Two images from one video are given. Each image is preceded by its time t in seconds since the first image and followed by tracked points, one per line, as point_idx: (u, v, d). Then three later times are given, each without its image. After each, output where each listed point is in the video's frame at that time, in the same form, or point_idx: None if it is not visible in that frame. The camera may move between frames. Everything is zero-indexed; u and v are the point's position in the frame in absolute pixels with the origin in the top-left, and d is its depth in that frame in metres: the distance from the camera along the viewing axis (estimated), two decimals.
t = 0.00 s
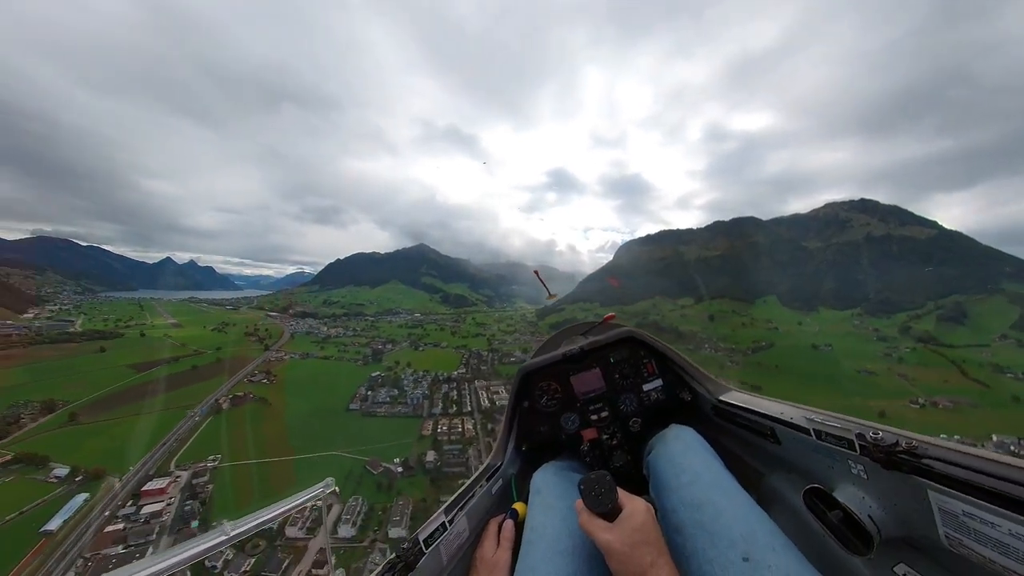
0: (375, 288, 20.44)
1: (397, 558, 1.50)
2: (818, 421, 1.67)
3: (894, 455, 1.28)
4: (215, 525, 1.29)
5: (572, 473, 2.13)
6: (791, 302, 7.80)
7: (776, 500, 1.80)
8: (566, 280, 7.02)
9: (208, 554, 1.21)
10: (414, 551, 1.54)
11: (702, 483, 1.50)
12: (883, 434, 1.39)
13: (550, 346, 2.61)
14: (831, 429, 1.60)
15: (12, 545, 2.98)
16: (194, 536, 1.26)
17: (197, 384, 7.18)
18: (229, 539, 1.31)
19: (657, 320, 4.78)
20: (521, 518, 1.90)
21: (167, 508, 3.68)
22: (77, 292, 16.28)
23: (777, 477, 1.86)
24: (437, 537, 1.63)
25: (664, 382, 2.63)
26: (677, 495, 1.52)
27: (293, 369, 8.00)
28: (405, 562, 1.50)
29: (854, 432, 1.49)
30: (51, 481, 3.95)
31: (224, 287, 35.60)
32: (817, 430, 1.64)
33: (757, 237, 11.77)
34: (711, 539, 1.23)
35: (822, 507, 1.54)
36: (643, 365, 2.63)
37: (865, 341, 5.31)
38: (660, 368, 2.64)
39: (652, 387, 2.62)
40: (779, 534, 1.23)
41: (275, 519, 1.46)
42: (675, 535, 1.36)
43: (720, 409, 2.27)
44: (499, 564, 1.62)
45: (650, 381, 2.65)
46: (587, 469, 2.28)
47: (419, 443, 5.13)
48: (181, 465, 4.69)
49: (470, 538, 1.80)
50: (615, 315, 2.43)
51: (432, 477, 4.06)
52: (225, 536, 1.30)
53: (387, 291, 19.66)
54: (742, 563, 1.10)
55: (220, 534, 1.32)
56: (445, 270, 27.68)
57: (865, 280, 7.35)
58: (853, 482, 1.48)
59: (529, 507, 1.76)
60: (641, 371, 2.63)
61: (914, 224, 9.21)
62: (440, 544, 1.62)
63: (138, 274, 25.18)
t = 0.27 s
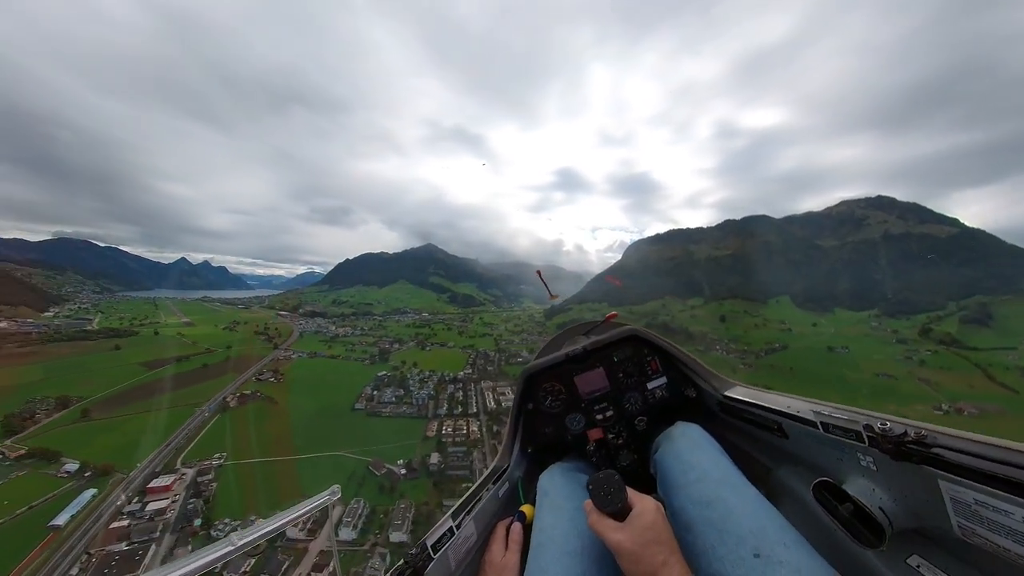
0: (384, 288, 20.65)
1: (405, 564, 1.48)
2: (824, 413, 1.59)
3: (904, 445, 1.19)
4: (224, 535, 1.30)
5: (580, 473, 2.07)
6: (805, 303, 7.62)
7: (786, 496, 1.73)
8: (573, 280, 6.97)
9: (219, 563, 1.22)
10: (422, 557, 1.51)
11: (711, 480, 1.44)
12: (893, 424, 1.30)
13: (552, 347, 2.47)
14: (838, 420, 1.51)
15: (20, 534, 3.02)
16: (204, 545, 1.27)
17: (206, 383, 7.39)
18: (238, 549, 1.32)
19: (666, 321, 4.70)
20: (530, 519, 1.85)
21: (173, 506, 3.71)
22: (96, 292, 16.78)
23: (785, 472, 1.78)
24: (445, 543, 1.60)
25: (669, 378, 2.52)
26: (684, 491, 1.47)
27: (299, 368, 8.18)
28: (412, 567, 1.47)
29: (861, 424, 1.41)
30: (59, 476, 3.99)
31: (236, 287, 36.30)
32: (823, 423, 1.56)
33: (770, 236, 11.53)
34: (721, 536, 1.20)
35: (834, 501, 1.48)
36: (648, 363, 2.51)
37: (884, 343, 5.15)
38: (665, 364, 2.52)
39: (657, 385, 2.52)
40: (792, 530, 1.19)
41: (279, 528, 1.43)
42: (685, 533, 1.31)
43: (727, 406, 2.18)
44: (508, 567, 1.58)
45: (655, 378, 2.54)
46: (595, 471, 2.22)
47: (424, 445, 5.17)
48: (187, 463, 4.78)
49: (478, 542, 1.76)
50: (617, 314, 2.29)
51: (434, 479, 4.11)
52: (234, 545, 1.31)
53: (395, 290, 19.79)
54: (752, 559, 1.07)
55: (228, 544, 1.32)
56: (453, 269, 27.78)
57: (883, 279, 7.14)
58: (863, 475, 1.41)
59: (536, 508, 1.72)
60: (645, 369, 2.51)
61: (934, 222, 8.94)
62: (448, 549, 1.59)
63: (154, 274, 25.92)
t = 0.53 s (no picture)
0: (393, 288, 20.80)
1: (410, 569, 1.44)
2: (827, 408, 1.56)
3: (910, 436, 1.14)
4: (228, 545, 1.21)
5: (584, 474, 2.01)
6: (820, 303, 7.41)
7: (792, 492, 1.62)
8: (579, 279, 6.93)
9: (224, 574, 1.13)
10: (429, 560, 1.48)
11: (717, 478, 1.38)
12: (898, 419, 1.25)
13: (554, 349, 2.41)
14: (842, 414, 1.48)
15: (31, 528, 3.42)
16: (205, 556, 1.18)
17: (214, 382, 7.62)
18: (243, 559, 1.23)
19: (675, 321, 4.63)
20: (536, 522, 1.78)
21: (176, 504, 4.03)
22: (115, 291, 17.29)
23: (791, 468, 1.69)
24: (451, 545, 1.57)
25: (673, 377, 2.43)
26: (689, 490, 1.41)
27: (306, 368, 8.31)
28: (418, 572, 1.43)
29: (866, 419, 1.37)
30: (68, 472, 4.42)
31: (248, 288, 37.02)
32: (828, 416, 1.51)
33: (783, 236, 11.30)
34: (728, 534, 1.14)
35: (840, 496, 1.39)
36: (651, 362, 2.43)
37: (904, 344, 4.95)
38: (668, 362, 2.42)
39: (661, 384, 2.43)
40: (799, 529, 1.13)
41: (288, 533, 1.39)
42: (689, 531, 1.26)
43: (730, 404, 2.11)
44: (514, 570, 1.51)
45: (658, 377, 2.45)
46: (600, 471, 2.16)
47: (428, 447, 5.27)
48: (193, 460, 5.04)
49: (484, 545, 1.71)
50: (618, 313, 2.23)
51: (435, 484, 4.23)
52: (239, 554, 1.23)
53: (404, 290, 19.89)
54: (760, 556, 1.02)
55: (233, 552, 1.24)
56: (461, 270, 27.86)
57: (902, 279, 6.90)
58: (868, 469, 1.35)
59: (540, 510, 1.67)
60: (648, 368, 2.43)
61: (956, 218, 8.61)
62: (454, 552, 1.55)
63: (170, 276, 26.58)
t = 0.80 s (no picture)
0: (400, 289, 20.90)
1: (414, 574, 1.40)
2: (827, 402, 1.51)
3: (912, 432, 1.14)
4: (229, 553, 1.21)
5: (588, 475, 1.93)
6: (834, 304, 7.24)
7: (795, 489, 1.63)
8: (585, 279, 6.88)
9: None
10: (432, 566, 1.44)
11: (722, 475, 1.32)
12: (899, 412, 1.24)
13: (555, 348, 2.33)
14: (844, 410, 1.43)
15: (40, 524, 3.75)
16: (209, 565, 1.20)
17: (223, 381, 7.73)
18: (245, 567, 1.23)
19: (682, 323, 4.57)
20: (541, 522, 1.73)
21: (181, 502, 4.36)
22: (131, 291, 17.71)
23: (793, 464, 1.68)
24: (454, 549, 1.52)
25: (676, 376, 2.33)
26: (693, 489, 1.36)
27: (313, 367, 8.39)
28: None
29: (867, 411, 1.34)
30: (79, 468, 4.70)
31: (259, 288, 37.62)
32: (830, 412, 1.47)
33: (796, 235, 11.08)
34: (733, 532, 1.11)
35: (842, 491, 1.40)
36: (652, 360, 2.34)
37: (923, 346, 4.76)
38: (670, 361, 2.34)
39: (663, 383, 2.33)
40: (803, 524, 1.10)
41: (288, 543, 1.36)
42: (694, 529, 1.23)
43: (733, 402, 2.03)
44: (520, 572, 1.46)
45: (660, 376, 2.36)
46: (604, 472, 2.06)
47: (432, 449, 5.32)
48: (198, 459, 5.28)
49: (489, 548, 1.66)
50: (619, 313, 2.19)
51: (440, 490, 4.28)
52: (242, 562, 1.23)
53: (411, 290, 19.98)
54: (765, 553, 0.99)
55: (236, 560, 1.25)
56: (469, 270, 27.88)
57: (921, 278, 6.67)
58: (871, 463, 1.34)
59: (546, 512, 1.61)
60: (650, 367, 2.34)
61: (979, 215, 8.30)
62: (458, 556, 1.50)
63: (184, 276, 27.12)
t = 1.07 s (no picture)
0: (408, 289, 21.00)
1: None
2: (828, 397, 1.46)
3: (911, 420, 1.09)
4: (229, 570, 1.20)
5: (591, 476, 1.88)
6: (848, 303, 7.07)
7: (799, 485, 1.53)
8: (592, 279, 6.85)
9: None
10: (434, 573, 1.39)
11: (725, 472, 1.27)
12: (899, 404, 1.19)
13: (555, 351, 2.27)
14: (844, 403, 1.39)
15: (47, 523, 3.86)
16: None
17: (231, 380, 7.82)
18: None
19: (689, 323, 4.50)
20: (545, 526, 1.67)
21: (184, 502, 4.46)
22: (145, 292, 18.11)
23: (795, 460, 1.59)
24: (458, 556, 1.47)
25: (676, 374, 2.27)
26: (695, 487, 1.30)
27: (320, 367, 8.47)
28: None
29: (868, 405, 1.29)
30: (88, 466, 4.85)
31: (269, 289, 38.12)
32: (830, 406, 1.42)
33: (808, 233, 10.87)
34: (735, 527, 1.06)
35: (844, 483, 1.32)
36: (651, 359, 2.28)
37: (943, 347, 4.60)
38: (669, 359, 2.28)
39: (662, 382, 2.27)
40: (806, 519, 1.07)
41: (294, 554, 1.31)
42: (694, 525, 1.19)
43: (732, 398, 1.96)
44: None
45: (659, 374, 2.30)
46: (606, 473, 1.99)
47: (437, 452, 5.31)
48: (203, 459, 5.36)
49: (492, 553, 1.61)
50: (618, 313, 2.17)
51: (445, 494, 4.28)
52: None
53: (418, 291, 20.07)
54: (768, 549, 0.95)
55: None
56: (476, 270, 27.91)
57: (939, 276, 6.47)
58: (872, 455, 1.27)
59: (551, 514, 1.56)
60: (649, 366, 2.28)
61: (1001, 212, 8.02)
62: (461, 563, 1.45)
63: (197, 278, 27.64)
